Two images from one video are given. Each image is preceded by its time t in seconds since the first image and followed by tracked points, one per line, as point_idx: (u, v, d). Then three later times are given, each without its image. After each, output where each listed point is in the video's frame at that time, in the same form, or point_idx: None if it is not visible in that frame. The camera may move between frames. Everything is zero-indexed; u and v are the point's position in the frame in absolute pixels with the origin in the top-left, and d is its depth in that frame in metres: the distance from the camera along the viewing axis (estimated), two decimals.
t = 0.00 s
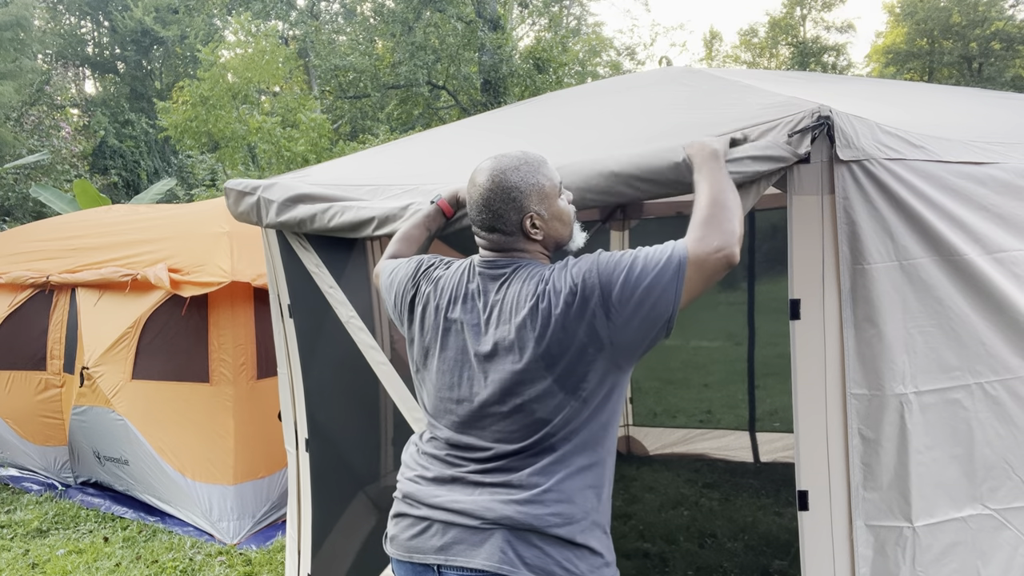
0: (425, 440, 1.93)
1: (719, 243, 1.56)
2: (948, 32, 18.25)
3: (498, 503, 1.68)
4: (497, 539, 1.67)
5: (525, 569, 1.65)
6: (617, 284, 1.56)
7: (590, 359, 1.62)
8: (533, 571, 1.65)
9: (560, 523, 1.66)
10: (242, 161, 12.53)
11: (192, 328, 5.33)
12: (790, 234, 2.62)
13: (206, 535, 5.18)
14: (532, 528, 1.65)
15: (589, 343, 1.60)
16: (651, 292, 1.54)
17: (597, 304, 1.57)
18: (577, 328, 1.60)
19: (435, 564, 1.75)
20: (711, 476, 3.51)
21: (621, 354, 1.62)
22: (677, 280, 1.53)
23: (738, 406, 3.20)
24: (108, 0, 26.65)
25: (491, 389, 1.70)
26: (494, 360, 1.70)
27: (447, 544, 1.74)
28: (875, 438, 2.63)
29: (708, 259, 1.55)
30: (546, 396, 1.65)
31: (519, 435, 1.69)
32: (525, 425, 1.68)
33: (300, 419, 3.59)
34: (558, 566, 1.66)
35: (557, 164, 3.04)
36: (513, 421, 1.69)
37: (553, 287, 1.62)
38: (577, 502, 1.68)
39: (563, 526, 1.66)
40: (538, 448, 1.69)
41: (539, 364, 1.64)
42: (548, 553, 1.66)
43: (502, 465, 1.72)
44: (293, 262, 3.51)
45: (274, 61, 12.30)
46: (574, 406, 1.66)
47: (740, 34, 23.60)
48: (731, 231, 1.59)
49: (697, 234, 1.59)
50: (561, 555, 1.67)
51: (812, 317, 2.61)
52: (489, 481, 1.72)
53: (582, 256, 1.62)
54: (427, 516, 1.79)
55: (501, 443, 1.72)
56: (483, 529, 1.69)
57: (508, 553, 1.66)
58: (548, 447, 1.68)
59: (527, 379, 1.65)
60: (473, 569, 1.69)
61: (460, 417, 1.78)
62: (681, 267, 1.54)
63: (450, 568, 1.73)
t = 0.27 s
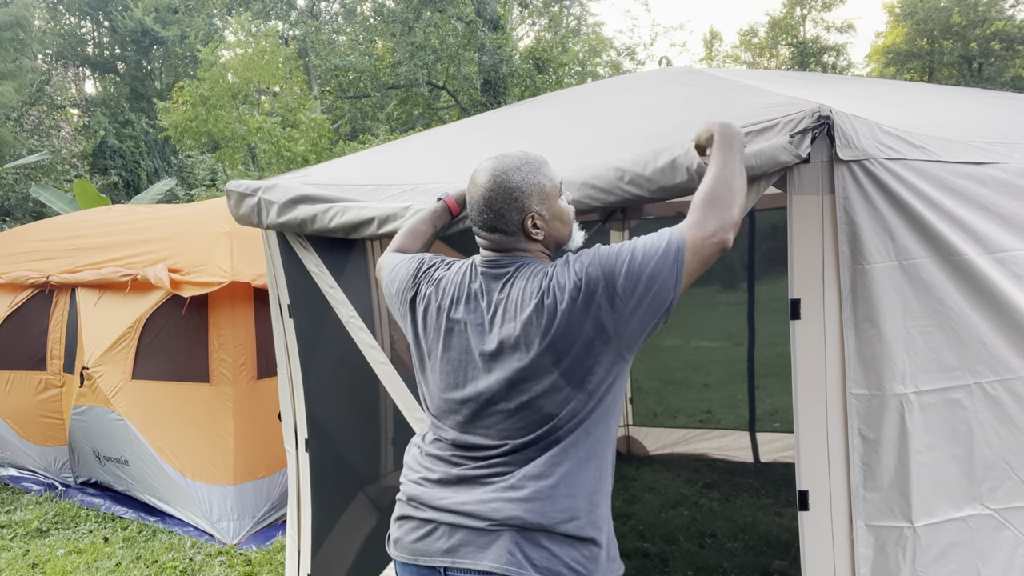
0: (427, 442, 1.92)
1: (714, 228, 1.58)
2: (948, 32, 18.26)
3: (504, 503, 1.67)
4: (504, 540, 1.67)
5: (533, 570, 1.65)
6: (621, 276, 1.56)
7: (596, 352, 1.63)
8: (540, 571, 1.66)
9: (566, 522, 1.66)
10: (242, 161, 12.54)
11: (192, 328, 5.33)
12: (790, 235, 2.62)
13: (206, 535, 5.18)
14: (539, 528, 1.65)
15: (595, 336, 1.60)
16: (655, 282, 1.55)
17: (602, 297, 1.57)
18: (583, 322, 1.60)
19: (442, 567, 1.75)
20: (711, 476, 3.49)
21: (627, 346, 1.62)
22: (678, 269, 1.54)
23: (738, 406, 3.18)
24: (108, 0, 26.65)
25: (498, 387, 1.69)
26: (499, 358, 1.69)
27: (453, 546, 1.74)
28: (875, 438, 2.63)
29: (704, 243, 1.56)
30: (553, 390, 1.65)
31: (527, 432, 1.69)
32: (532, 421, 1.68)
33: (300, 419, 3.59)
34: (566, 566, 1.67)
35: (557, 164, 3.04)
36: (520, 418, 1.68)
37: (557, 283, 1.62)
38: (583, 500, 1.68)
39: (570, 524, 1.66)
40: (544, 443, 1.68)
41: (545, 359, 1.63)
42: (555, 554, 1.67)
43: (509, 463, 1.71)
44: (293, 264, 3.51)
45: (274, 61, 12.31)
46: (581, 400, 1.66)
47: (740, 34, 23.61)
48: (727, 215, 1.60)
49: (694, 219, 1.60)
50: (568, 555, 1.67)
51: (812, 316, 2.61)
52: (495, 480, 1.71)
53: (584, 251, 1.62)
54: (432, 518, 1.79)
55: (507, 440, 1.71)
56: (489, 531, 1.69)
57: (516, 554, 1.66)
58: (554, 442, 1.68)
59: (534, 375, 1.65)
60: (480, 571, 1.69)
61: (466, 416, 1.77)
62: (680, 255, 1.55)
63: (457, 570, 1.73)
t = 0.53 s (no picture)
0: (430, 441, 1.92)
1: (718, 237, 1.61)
2: (948, 32, 18.26)
3: (506, 502, 1.67)
4: (506, 539, 1.67)
5: (535, 569, 1.65)
6: (625, 279, 1.56)
7: (598, 355, 1.62)
8: (542, 571, 1.65)
9: (567, 522, 1.66)
10: (242, 161, 12.54)
11: (192, 328, 5.33)
12: (790, 236, 2.62)
13: (206, 535, 5.18)
14: (541, 528, 1.65)
15: (598, 339, 1.60)
16: (659, 287, 1.55)
17: (606, 300, 1.57)
18: (586, 325, 1.59)
19: (444, 565, 1.74)
20: (711, 476, 3.53)
21: (629, 349, 1.62)
22: (683, 273, 1.55)
23: (738, 406, 3.20)
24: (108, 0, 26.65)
25: (500, 387, 1.69)
26: (502, 358, 1.69)
27: (455, 544, 1.74)
28: (875, 438, 2.63)
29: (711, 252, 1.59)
30: (554, 392, 1.64)
31: (528, 433, 1.69)
32: (533, 421, 1.67)
33: (300, 419, 3.59)
34: (567, 566, 1.67)
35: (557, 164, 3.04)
36: (521, 418, 1.68)
37: (561, 284, 1.62)
38: (584, 500, 1.68)
39: (572, 524, 1.66)
40: (546, 444, 1.68)
41: (547, 360, 1.63)
42: (556, 554, 1.67)
43: (510, 463, 1.71)
44: (293, 264, 3.50)
45: (274, 61, 12.31)
46: (582, 401, 1.66)
47: (740, 34, 23.61)
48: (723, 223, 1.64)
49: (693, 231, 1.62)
50: (569, 554, 1.67)
51: (812, 316, 2.62)
52: (497, 479, 1.71)
53: (587, 253, 1.62)
54: (434, 517, 1.79)
55: (509, 440, 1.71)
56: (491, 530, 1.69)
57: (518, 554, 1.66)
58: (555, 443, 1.68)
59: (536, 376, 1.64)
60: (481, 570, 1.68)
61: (468, 416, 1.77)
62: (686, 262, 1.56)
63: (458, 569, 1.72)
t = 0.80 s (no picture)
0: (427, 441, 1.92)
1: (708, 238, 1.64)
2: (948, 32, 18.25)
3: (504, 501, 1.67)
4: (503, 539, 1.67)
5: (533, 569, 1.65)
6: (621, 276, 1.57)
7: (595, 352, 1.63)
8: (540, 571, 1.65)
9: (565, 521, 1.66)
10: (242, 161, 12.54)
11: (192, 328, 5.33)
12: (790, 236, 2.62)
13: (206, 535, 5.18)
14: (539, 527, 1.65)
15: (595, 335, 1.61)
16: (657, 283, 1.56)
17: (603, 297, 1.58)
18: (583, 322, 1.60)
19: (441, 566, 1.74)
20: (710, 476, 3.49)
21: (626, 346, 1.63)
22: (678, 267, 1.57)
23: (737, 406, 3.15)
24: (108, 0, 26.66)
25: (497, 385, 1.69)
26: (499, 357, 1.69)
27: (453, 545, 1.73)
28: (875, 438, 2.63)
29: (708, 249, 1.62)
30: (552, 390, 1.65)
31: (525, 431, 1.68)
32: (530, 420, 1.67)
33: (300, 419, 3.58)
34: (565, 566, 1.67)
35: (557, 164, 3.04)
36: (518, 416, 1.68)
37: (557, 282, 1.62)
38: (583, 500, 1.69)
39: (570, 524, 1.66)
40: (543, 442, 1.68)
41: (544, 358, 1.63)
42: (554, 553, 1.67)
43: (507, 461, 1.71)
44: (293, 263, 3.51)
45: (274, 60, 12.31)
46: (580, 399, 1.66)
47: (740, 34, 23.61)
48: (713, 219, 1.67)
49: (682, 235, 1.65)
50: (567, 554, 1.67)
51: (812, 316, 2.62)
52: (494, 479, 1.71)
53: (583, 251, 1.63)
54: (432, 518, 1.79)
55: (506, 439, 1.71)
56: (488, 530, 1.69)
57: (515, 554, 1.66)
58: (552, 441, 1.68)
59: (533, 373, 1.64)
60: (479, 570, 1.68)
61: (466, 415, 1.77)
62: (682, 258, 1.58)
63: (456, 570, 1.72)
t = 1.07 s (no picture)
0: (416, 443, 1.90)
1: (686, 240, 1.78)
2: (948, 32, 18.25)
3: (496, 501, 1.67)
4: (494, 540, 1.67)
5: (523, 570, 1.65)
6: (620, 274, 1.63)
7: (592, 350, 1.66)
8: (531, 572, 1.66)
9: (556, 521, 1.68)
10: (242, 161, 12.54)
11: (192, 328, 5.33)
12: (790, 237, 2.62)
13: (206, 535, 5.18)
14: (529, 527, 1.66)
15: (593, 332, 1.64)
16: (651, 282, 1.65)
17: (602, 295, 1.62)
18: (582, 319, 1.63)
19: (432, 569, 1.74)
20: (711, 476, 3.53)
21: (621, 345, 1.67)
22: (667, 266, 1.68)
23: (738, 405, 3.17)
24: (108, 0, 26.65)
25: (493, 383, 1.68)
26: (496, 354, 1.69)
27: (443, 548, 1.73)
28: (875, 438, 2.63)
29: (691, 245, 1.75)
30: (549, 387, 1.66)
31: (519, 429, 1.69)
32: (526, 417, 1.67)
33: (300, 419, 3.58)
34: (556, 566, 1.67)
35: (557, 164, 3.04)
36: (514, 414, 1.68)
37: (556, 279, 1.65)
38: (574, 500, 1.70)
39: (561, 523, 1.68)
40: (537, 440, 1.69)
41: (542, 355, 1.64)
42: (546, 554, 1.67)
43: (501, 460, 1.70)
44: (293, 264, 3.51)
45: (274, 61, 12.31)
46: (575, 397, 1.68)
47: (740, 34, 23.61)
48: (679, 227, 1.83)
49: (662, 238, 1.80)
50: (558, 554, 1.68)
51: (812, 316, 2.62)
52: (488, 478, 1.71)
53: (581, 251, 1.67)
54: (421, 521, 1.77)
55: (500, 437, 1.70)
56: (479, 532, 1.68)
57: (506, 555, 1.66)
58: (546, 439, 1.69)
59: (530, 371, 1.65)
60: (470, 573, 1.68)
61: (459, 413, 1.75)
62: (670, 258, 1.70)
63: (447, 573, 1.72)
